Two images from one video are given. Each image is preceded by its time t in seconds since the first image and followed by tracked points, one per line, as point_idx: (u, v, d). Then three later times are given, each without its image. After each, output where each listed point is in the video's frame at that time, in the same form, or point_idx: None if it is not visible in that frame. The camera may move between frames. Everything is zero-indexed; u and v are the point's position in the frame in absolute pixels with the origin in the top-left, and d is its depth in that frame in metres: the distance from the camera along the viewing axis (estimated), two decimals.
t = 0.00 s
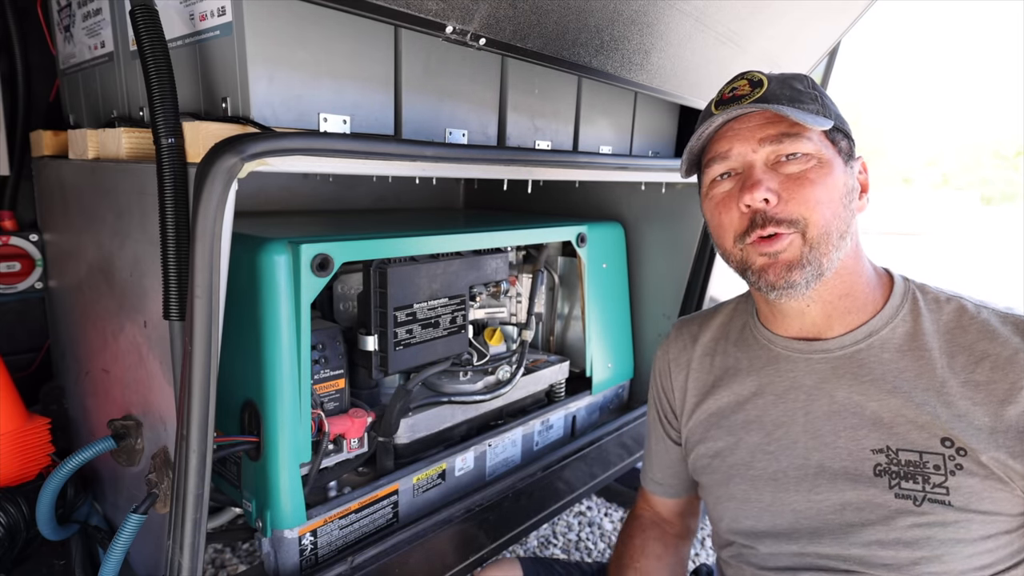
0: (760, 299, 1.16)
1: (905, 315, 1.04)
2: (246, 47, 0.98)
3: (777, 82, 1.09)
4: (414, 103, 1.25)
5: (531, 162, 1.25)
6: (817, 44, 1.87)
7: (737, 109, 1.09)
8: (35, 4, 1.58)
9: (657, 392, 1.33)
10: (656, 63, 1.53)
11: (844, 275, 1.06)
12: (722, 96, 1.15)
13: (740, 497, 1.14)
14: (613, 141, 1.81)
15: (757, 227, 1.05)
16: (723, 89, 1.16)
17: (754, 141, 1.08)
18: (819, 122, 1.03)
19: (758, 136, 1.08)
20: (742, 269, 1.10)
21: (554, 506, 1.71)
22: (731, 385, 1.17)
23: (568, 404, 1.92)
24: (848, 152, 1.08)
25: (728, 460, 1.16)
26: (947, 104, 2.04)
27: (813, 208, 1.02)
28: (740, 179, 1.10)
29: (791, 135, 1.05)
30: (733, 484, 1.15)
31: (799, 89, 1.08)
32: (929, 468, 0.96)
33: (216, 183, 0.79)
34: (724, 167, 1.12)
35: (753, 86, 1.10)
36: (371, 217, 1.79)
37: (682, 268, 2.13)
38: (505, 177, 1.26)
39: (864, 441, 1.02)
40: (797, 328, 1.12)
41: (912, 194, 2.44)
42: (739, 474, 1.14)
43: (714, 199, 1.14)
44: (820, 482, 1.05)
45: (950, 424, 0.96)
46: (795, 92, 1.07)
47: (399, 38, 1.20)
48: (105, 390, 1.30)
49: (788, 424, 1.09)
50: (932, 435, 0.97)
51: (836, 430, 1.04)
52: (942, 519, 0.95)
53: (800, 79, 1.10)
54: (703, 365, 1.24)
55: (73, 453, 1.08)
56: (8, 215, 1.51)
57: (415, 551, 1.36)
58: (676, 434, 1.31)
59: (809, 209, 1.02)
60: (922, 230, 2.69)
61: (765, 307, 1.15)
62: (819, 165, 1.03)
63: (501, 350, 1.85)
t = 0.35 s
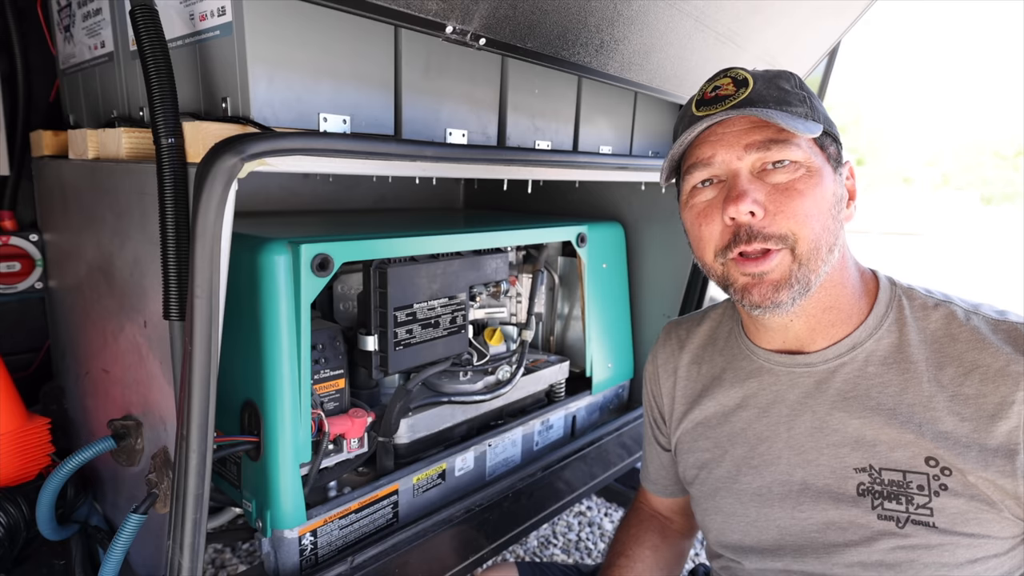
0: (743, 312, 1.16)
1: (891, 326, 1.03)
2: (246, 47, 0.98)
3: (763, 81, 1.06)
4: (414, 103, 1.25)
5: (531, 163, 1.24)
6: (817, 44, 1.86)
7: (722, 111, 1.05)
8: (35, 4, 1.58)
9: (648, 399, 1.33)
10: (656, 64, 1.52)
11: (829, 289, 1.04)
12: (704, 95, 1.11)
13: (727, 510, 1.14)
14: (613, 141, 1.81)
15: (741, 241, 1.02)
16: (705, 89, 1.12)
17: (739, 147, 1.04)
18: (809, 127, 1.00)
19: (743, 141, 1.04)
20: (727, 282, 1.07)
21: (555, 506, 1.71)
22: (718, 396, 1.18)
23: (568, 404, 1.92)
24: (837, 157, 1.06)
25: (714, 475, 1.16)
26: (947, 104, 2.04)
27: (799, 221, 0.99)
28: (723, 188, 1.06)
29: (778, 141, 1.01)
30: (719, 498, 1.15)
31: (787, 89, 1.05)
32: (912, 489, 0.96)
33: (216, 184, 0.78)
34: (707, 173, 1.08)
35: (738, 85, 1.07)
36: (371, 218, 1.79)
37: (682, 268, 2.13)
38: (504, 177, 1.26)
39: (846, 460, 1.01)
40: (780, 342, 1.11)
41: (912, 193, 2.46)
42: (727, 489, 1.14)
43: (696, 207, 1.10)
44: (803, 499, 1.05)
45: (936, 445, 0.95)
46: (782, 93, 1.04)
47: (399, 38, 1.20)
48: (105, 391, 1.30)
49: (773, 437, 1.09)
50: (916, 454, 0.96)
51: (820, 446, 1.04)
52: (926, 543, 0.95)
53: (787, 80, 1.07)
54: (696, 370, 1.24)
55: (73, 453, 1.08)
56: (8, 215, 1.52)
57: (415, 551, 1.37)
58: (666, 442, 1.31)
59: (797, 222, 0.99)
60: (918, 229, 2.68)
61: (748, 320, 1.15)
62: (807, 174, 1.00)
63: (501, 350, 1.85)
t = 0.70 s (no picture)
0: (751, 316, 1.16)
1: (902, 334, 1.02)
2: (246, 47, 0.98)
3: (777, 81, 1.04)
4: (414, 104, 1.25)
5: (530, 163, 1.24)
6: (817, 44, 1.86)
7: (732, 113, 1.03)
8: (35, 4, 1.58)
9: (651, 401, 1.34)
10: (656, 64, 1.52)
11: (838, 297, 1.04)
12: (714, 92, 1.10)
13: (730, 517, 1.15)
14: (613, 141, 1.81)
15: (744, 251, 1.02)
16: (715, 86, 1.10)
17: (746, 153, 1.03)
18: (821, 135, 0.98)
19: (750, 147, 1.02)
20: (730, 290, 1.08)
21: (554, 505, 1.71)
22: (721, 401, 1.18)
23: (568, 404, 1.92)
24: (852, 161, 1.04)
25: (716, 480, 1.17)
26: (947, 104, 2.03)
27: (804, 232, 0.99)
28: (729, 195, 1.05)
29: (787, 149, 0.99)
30: (722, 505, 1.16)
31: (802, 90, 1.03)
32: (920, 502, 0.96)
33: (216, 183, 0.78)
34: (711, 177, 1.08)
35: (750, 83, 1.05)
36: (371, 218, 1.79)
37: (682, 268, 2.13)
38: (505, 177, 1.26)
39: (854, 470, 1.01)
40: (787, 348, 1.11)
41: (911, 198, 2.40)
42: (732, 495, 1.14)
43: (701, 212, 1.10)
44: (808, 509, 1.05)
45: (945, 458, 0.95)
46: (796, 94, 1.02)
47: (399, 38, 1.20)
48: (105, 390, 1.30)
49: (780, 443, 1.09)
50: (926, 468, 0.96)
51: (828, 454, 1.03)
52: (932, 556, 0.96)
53: (803, 79, 1.05)
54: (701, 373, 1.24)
55: (73, 453, 1.09)
56: (8, 215, 1.52)
57: (415, 551, 1.36)
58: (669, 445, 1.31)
59: (803, 235, 0.99)
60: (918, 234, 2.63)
61: (755, 325, 1.15)
62: (817, 185, 0.99)
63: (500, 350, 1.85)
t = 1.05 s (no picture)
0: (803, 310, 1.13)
1: (960, 340, 0.98)
2: (246, 47, 0.98)
3: (771, 135, 0.92)
4: (414, 104, 1.25)
5: (531, 162, 1.25)
6: (817, 44, 1.87)
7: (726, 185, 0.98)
8: (35, 4, 1.58)
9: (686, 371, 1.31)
10: (657, 63, 1.52)
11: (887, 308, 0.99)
12: (717, 147, 1.01)
13: (755, 497, 1.14)
14: (613, 141, 1.81)
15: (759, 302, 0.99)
16: (720, 138, 1.01)
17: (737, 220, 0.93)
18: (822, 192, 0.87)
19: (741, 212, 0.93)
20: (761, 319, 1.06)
21: (554, 505, 1.71)
22: (761, 388, 1.16)
23: (568, 404, 1.92)
24: (875, 199, 0.89)
25: (745, 462, 1.16)
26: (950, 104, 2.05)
27: (813, 289, 0.92)
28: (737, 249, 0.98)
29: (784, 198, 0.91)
30: (748, 487, 1.16)
31: (799, 140, 0.90)
32: (956, 509, 0.94)
33: (216, 183, 0.78)
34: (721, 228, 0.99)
35: (746, 143, 0.95)
36: (372, 218, 1.79)
37: (682, 268, 2.14)
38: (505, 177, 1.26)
39: (890, 470, 1.00)
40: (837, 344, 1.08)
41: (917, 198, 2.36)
42: (766, 487, 1.13)
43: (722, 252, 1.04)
44: (837, 502, 1.05)
45: (987, 468, 0.93)
46: (791, 146, 0.90)
47: (399, 38, 1.20)
48: (105, 391, 1.30)
49: (815, 436, 1.08)
50: (966, 476, 0.94)
51: (863, 453, 1.02)
52: (961, 562, 0.94)
53: (807, 119, 0.90)
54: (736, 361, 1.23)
55: (73, 453, 1.09)
56: (8, 215, 1.52)
57: (415, 551, 1.36)
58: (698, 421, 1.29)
59: (812, 291, 0.92)
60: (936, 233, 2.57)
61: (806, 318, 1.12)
62: (822, 243, 0.89)
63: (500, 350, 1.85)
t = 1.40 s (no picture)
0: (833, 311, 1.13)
1: (993, 342, 0.98)
2: (246, 47, 0.98)
3: (833, 144, 0.91)
4: (414, 105, 1.26)
5: (531, 162, 1.25)
6: (818, 44, 1.86)
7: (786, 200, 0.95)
8: (35, 4, 1.58)
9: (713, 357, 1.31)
10: (657, 63, 1.52)
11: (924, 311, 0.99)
12: (765, 156, 0.98)
13: (776, 496, 1.14)
14: (613, 141, 1.81)
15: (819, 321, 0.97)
16: (766, 151, 0.98)
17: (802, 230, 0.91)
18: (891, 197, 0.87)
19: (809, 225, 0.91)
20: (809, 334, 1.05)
21: (553, 505, 1.72)
22: (790, 384, 1.17)
23: (568, 404, 1.92)
24: (932, 198, 0.91)
25: (766, 459, 1.16)
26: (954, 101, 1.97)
27: (881, 299, 0.92)
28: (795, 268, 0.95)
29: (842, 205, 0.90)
30: (770, 484, 1.15)
31: (863, 147, 0.89)
32: (988, 509, 0.94)
33: (216, 184, 0.78)
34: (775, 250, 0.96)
35: (806, 154, 0.93)
36: (373, 217, 1.79)
37: (682, 268, 2.13)
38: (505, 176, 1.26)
39: (921, 470, 1.00)
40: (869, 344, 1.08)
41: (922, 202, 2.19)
42: (794, 487, 1.12)
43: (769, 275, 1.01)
44: (864, 500, 1.04)
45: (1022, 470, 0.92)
46: (857, 155, 0.90)
47: (399, 38, 1.20)
48: (105, 391, 1.30)
49: (842, 433, 1.08)
50: (999, 476, 0.94)
51: (893, 452, 1.03)
52: (991, 562, 0.94)
53: (866, 125, 0.90)
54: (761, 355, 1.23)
55: (73, 453, 1.09)
56: (8, 215, 1.52)
57: (415, 552, 1.37)
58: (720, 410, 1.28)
59: (878, 299, 0.92)
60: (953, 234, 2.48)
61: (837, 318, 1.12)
62: (890, 249, 0.89)
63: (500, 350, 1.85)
